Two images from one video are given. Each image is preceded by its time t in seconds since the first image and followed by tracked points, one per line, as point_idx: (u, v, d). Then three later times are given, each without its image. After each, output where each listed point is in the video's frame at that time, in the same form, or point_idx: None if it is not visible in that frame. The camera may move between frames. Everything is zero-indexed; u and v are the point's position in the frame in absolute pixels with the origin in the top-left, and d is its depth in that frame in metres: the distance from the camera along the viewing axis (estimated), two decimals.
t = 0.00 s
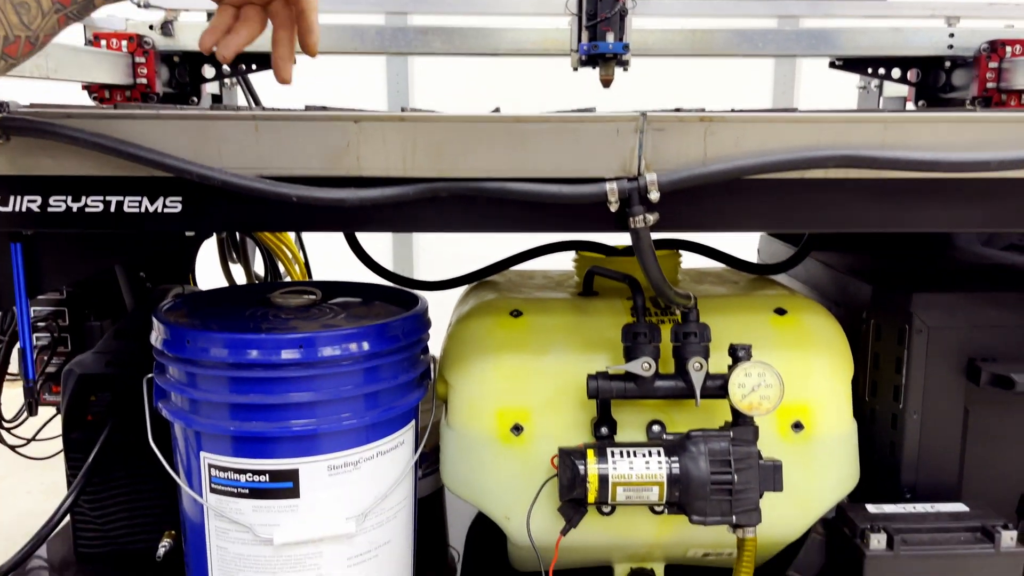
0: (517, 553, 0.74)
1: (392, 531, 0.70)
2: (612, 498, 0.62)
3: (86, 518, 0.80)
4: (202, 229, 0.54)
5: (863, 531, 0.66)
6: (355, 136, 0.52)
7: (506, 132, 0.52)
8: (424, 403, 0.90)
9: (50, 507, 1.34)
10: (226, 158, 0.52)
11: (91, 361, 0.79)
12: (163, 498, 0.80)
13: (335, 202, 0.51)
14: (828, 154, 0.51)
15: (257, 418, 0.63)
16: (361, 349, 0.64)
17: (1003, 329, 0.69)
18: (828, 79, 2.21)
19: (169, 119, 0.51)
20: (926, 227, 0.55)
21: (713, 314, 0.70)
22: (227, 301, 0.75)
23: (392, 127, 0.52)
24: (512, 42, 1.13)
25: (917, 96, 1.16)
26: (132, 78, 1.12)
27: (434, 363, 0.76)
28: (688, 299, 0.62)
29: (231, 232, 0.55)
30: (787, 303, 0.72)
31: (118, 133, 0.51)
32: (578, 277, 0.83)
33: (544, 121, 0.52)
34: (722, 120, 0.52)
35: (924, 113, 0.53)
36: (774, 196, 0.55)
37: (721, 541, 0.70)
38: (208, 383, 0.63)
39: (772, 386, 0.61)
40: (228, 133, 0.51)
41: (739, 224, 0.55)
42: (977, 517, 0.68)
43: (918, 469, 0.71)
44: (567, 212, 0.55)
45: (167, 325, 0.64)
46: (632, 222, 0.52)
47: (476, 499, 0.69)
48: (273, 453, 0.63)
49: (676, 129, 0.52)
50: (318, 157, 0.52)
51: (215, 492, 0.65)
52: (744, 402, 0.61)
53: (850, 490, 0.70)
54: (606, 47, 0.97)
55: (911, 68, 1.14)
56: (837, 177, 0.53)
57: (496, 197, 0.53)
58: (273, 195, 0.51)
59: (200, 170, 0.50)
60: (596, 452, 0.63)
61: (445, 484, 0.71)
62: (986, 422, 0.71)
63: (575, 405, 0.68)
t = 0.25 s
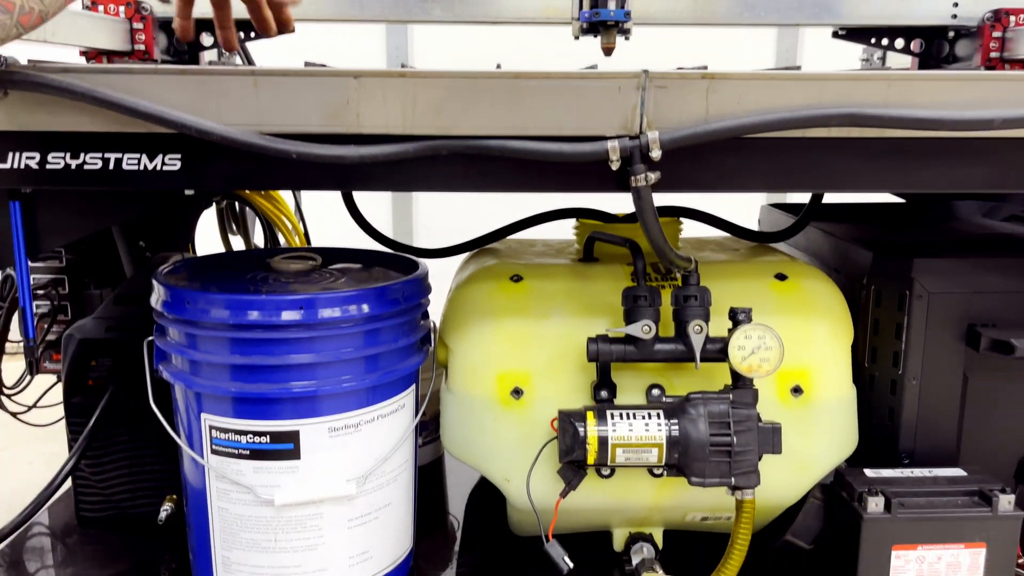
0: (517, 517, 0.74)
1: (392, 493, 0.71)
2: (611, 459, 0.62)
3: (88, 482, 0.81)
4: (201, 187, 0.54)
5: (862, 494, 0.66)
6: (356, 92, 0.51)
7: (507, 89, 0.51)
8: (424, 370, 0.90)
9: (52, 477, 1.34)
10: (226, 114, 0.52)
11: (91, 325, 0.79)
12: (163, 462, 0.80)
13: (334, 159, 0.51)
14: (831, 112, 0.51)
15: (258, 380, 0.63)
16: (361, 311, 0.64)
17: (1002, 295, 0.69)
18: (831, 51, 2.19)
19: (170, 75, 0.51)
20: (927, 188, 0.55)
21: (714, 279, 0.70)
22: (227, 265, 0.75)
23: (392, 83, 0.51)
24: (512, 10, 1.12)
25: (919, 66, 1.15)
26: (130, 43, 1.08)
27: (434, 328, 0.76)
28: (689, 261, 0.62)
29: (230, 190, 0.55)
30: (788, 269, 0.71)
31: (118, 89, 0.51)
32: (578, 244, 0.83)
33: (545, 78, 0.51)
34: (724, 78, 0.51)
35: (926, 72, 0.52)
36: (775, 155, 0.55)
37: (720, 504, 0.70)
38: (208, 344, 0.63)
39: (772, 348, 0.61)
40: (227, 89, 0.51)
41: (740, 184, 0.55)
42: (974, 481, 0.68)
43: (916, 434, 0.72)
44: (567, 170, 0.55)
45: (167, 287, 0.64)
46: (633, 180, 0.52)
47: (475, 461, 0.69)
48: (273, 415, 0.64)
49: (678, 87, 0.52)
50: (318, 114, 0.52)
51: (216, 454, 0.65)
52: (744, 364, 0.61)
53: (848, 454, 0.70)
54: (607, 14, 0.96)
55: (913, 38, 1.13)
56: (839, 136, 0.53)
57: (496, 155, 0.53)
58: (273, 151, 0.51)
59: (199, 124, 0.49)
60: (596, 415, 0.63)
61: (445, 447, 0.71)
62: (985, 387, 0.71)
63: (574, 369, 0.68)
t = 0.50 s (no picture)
0: (520, 502, 0.75)
1: (397, 478, 0.71)
2: (615, 446, 0.62)
3: (94, 466, 0.81)
4: (209, 172, 0.54)
5: (864, 481, 0.67)
6: (363, 78, 0.51)
7: (515, 75, 0.51)
8: (428, 356, 0.91)
9: (55, 461, 1.35)
10: (233, 100, 0.52)
11: (97, 310, 0.79)
12: (169, 446, 0.81)
13: (342, 145, 0.51)
14: (839, 100, 0.51)
15: (264, 365, 0.63)
16: (367, 297, 0.64)
17: (1007, 283, 0.69)
18: (836, 38, 2.18)
19: (178, 60, 0.51)
20: (934, 176, 0.55)
21: (719, 266, 0.70)
22: (233, 251, 0.75)
23: (400, 69, 0.51)
24: None
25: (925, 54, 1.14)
26: (135, 27, 1.01)
27: (439, 314, 0.76)
28: (695, 249, 0.62)
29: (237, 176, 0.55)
30: (793, 257, 0.72)
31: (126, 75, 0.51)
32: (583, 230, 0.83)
33: (553, 64, 0.51)
34: (733, 65, 0.51)
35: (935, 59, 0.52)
36: (783, 143, 0.55)
37: (723, 491, 0.70)
38: (215, 329, 0.63)
39: (777, 336, 0.61)
40: (234, 74, 0.51)
41: (747, 172, 0.55)
42: (977, 469, 0.68)
43: (919, 422, 0.72)
44: (575, 157, 0.55)
45: (174, 272, 0.64)
46: (640, 167, 0.52)
47: (480, 447, 0.69)
48: (279, 400, 0.64)
49: (686, 74, 0.52)
50: (326, 100, 0.52)
51: (222, 438, 0.66)
52: (749, 352, 0.61)
53: (851, 442, 0.70)
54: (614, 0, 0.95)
55: (920, 25, 1.13)
56: (846, 124, 0.53)
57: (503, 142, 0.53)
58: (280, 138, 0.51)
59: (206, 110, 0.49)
60: (601, 401, 0.63)
61: (450, 432, 0.72)
62: (988, 376, 0.71)
63: (579, 356, 0.69)
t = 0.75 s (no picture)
0: (524, 495, 0.75)
1: (402, 471, 0.72)
2: (619, 441, 0.63)
3: (101, 458, 0.82)
4: (217, 167, 0.55)
5: (868, 477, 0.67)
6: (371, 74, 0.51)
7: (521, 71, 0.51)
8: (433, 350, 0.91)
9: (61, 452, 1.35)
10: (241, 94, 0.52)
11: (104, 302, 0.80)
12: (175, 438, 0.81)
13: (349, 141, 0.51)
14: (846, 98, 0.51)
15: (270, 358, 0.64)
16: (373, 292, 0.64)
17: (1012, 281, 0.69)
18: (843, 33, 2.18)
19: (186, 55, 0.51)
20: (940, 173, 0.55)
21: (724, 262, 0.71)
22: (239, 244, 0.76)
23: (407, 65, 0.51)
24: None
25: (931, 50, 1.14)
26: (140, 19, 1.00)
27: (444, 308, 0.76)
28: (700, 245, 0.62)
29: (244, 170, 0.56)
30: (797, 253, 0.72)
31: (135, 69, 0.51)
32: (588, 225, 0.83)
33: (560, 61, 0.51)
34: (740, 62, 0.51)
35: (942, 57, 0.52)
36: (789, 140, 0.55)
37: (726, 486, 0.71)
38: (221, 322, 0.64)
39: (781, 332, 0.61)
40: (242, 69, 0.51)
41: (752, 168, 0.55)
42: (980, 466, 0.69)
43: (922, 418, 0.72)
44: (581, 153, 0.55)
45: (181, 265, 0.64)
46: (646, 164, 0.52)
47: (485, 440, 0.70)
48: (286, 393, 0.64)
49: (693, 71, 0.52)
50: (333, 95, 0.52)
51: (228, 430, 0.66)
52: (753, 348, 0.62)
53: (854, 438, 0.70)
54: None
55: (927, 21, 1.13)
56: (853, 121, 0.53)
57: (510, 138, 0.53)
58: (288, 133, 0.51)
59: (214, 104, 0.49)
60: (605, 397, 0.63)
61: (454, 426, 0.72)
62: (992, 373, 0.71)
63: (583, 351, 0.69)
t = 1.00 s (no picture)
0: (527, 493, 0.75)
1: (404, 469, 0.71)
2: (623, 440, 0.63)
3: (104, 453, 0.82)
4: (221, 163, 0.54)
5: (870, 478, 0.67)
6: (376, 71, 0.51)
7: (527, 69, 0.51)
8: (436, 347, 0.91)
9: (63, 446, 1.36)
10: (246, 91, 0.52)
11: (107, 297, 0.79)
12: (178, 433, 0.81)
13: (354, 138, 0.51)
14: (853, 98, 0.50)
15: (273, 355, 0.63)
16: (376, 289, 0.64)
17: (1017, 282, 0.69)
18: (848, 30, 2.17)
19: (192, 51, 0.51)
20: (946, 174, 0.55)
21: (728, 261, 0.70)
22: (242, 240, 0.75)
23: (412, 62, 0.51)
24: None
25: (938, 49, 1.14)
26: (145, 14, 1.00)
27: (447, 306, 0.76)
28: (705, 245, 0.62)
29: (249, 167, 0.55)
30: (802, 253, 0.71)
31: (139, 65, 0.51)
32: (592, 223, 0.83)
33: (566, 59, 0.51)
34: (747, 61, 0.51)
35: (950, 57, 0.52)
36: (795, 140, 0.54)
37: (728, 486, 0.71)
38: (224, 319, 0.64)
39: (786, 332, 0.61)
40: (247, 65, 0.51)
41: (758, 168, 0.55)
42: (983, 467, 0.68)
43: (925, 419, 0.72)
44: (586, 151, 0.55)
45: (184, 261, 0.64)
46: (651, 163, 0.52)
47: (487, 438, 0.70)
48: (289, 390, 0.64)
49: (699, 70, 0.52)
50: (338, 92, 0.52)
51: (231, 427, 0.66)
52: (758, 348, 0.61)
53: (857, 438, 0.70)
54: None
55: (933, 20, 1.12)
56: (860, 121, 0.53)
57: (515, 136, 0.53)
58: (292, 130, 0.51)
59: (219, 101, 0.49)
60: (609, 396, 0.63)
61: (457, 424, 0.72)
62: (996, 374, 0.71)
63: (587, 349, 0.69)
